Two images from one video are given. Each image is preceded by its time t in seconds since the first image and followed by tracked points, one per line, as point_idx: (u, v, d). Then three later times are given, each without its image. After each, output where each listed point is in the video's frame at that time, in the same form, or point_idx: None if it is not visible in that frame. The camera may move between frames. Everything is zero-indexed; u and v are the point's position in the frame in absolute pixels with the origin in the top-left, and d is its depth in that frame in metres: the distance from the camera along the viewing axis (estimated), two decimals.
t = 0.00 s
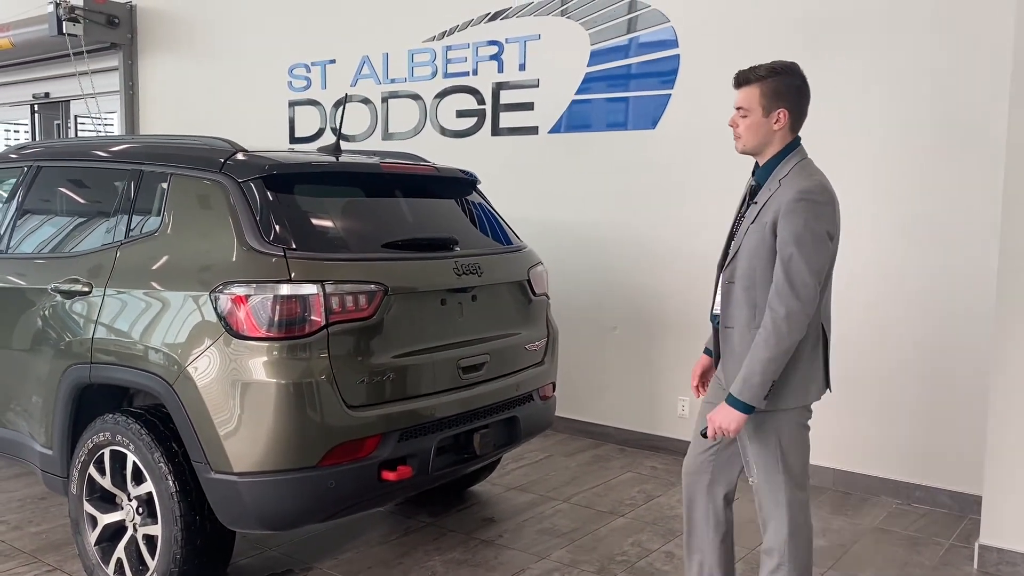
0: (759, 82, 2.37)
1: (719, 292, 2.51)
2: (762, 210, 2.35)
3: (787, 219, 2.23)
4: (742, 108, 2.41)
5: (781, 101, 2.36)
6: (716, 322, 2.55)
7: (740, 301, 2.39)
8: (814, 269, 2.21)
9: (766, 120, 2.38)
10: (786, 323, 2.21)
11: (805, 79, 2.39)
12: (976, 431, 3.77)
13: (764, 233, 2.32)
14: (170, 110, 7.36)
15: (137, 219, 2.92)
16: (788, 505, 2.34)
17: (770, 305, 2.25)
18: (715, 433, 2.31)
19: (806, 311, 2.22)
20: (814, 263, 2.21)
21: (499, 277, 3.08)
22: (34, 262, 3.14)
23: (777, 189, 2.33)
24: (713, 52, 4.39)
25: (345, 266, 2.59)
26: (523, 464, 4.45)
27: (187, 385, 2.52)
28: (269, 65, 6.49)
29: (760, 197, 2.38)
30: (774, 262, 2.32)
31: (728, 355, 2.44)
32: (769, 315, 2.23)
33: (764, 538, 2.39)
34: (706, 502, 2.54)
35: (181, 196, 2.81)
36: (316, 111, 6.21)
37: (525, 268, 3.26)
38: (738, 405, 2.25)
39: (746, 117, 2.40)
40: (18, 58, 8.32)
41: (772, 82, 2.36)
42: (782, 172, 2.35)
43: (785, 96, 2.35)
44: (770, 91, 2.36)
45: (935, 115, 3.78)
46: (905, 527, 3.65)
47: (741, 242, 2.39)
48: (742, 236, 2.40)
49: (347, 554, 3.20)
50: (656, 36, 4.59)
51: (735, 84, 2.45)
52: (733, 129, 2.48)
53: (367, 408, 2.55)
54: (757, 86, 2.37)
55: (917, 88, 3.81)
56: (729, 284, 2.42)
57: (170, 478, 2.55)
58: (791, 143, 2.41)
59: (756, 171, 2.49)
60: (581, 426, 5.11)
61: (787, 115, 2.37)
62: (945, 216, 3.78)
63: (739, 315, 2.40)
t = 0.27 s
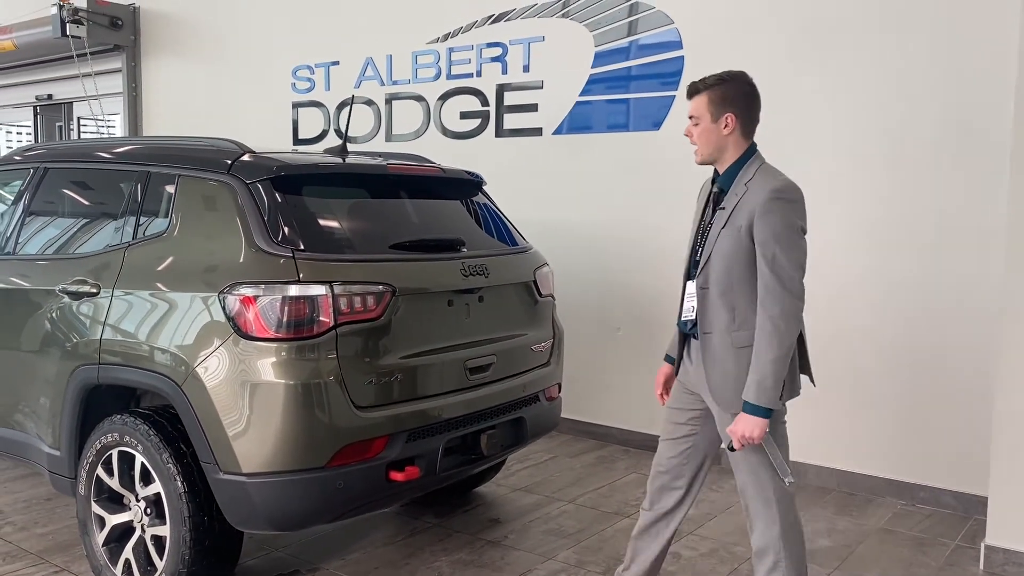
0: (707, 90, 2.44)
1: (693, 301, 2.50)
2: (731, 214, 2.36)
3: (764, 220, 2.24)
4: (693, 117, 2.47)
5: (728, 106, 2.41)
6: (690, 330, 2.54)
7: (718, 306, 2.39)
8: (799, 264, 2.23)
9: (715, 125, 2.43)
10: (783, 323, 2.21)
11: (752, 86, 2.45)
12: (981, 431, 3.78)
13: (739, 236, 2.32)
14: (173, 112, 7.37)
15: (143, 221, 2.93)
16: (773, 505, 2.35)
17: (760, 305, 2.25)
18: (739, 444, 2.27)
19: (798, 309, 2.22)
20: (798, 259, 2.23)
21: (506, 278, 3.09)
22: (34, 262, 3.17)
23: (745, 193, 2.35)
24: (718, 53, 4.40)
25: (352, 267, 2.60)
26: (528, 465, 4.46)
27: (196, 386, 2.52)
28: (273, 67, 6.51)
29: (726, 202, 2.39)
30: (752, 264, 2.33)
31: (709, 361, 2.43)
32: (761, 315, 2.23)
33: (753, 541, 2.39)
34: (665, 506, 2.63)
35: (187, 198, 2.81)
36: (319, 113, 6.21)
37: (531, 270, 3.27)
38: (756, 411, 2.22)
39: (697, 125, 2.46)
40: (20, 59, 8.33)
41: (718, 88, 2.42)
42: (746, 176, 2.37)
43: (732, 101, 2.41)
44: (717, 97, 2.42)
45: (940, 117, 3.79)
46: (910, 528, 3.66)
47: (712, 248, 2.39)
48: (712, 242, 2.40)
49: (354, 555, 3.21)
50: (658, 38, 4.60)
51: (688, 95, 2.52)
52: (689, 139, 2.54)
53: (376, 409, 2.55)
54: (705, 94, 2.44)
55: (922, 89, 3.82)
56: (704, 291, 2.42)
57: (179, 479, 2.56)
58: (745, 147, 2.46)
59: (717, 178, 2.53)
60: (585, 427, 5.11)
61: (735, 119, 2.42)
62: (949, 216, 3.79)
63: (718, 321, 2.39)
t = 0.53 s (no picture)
0: (650, 95, 2.54)
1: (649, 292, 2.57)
2: (689, 204, 2.47)
3: (722, 205, 2.36)
4: (641, 122, 2.57)
5: (671, 105, 2.51)
6: (649, 322, 2.58)
7: (679, 293, 2.47)
8: (757, 246, 2.35)
9: (664, 125, 2.53)
10: (752, 303, 2.31)
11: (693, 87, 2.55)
12: (985, 430, 3.78)
13: (699, 223, 2.43)
14: (176, 113, 7.37)
15: (149, 221, 2.94)
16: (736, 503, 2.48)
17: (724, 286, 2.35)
18: (722, 422, 2.35)
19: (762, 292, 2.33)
20: (757, 241, 2.35)
21: (511, 278, 3.10)
22: (38, 263, 3.19)
23: (700, 184, 2.47)
24: (721, 53, 4.41)
25: (358, 266, 2.61)
26: (531, 465, 4.47)
27: (203, 386, 2.53)
28: (276, 68, 6.52)
29: (683, 194, 2.50)
30: (711, 249, 2.43)
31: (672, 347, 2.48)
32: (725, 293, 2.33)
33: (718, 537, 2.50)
34: (642, 495, 2.70)
35: (193, 198, 2.82)
36: (322, 113, 6.22)
37: (535, 270, 3.28)
38: (739, 391, 2.29)
39: (647, 129, 2.56)
40: (23, 60, 8.33)
41: (660, 92, 2.52)
42: (701, 168, 2.49)
43: (675, 100, 2.51)
44: (661, 100, 2.52)
45: (943, 117, 3.80)
46: (914, 527, 3.67)
47: (670, 238, 2.49)
48: (670, 233, 2.50)
49: (359, 554, 3.22)
50: (661, 39, 4.61)
51: (634, 104, 2.62)
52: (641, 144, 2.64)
53: (382, 409, 2.56)
54: (649, 99, 2.54)
55: (925, 89, 3.83)
56: (664, 280, 2.49)
57: (185, 478, 2.58)
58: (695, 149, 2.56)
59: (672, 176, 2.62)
60: (588, 428, 5.12)
61: (681, 116, 2.52)
62: (952, 216, 3.80)
63: (679, 307, 2.46)
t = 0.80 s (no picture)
0: (609, 103, 2.52)
1: (622, 289, 2.53)
2: (661, 198, 2.46)
3: (695, 196, 2.36)
4: (603, 131, 2.54)
5: (631, 111, 2.49)
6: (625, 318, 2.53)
7: (655, 286, 2.43)
8: (727, 236, 2.36)
9: (626, 131, 2.50)
10: (724, 291, 2.31)
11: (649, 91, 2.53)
12: (986, 429, 3.79)
13: (672, 217, 2.42)
14: (178, 113, 7.38)
15: (151, 221, 2.94)
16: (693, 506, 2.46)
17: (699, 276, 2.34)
18: (666, 400, 2.32)
19: (731, 281, 2.33)
20: (728, 231, 2.36)
21: (513, 277, 3.11)
22: (40, 262, 3.20)
23: (670, 179, 2.46)
24: (722, 53, 4.41)
25: (361, 265, 2.62)
26: (532, 465, 4.47)
27: (207, 384, 2.54)
28: (278, 68, 6.53)
29: (653, 189, 2.49)
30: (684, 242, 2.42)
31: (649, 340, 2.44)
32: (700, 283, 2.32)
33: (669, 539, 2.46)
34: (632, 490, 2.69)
35: (196, 197, 2.83)
36: (324, 114, 6.23)
37: (537, 269, 3.28)
38: (687, 369, 2.28)
39: (609, 137, 2.53)
40: (24, 61, 8.34)
41: (618, 99, 2.50)
42: (670, 165, 2.49)
43: (634, 106, 2.49)
44: (620, 107, 2.50)
45: (944, 116, 3.81)
46: (915, 526, 3.67)
47: (644, 232, 2.46)
48: (643, 227, 2.48)
49: (362, 553, 3.23)
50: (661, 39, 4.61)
51: (592, 113, 2.59)
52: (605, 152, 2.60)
53: (385, 407, 2.57)
54: (608, 108, 2.52)
55: (926, 88, 3.84)
56: (640, 274, 2.45)
57: (189, 476, 2.59)
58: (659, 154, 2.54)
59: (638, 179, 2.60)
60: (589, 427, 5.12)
61: (642, 120, 2.50)
62: (953, 215, 3.80)
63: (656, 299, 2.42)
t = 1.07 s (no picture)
0: (577, 112, 2.50)
1: (615, 290, 2.49)
2: (643, 195, 2.46)
3: (678, 188, 2.38)
4: (574, 139, 2.51)
5: (600, 117, 2.48)
6: (621, 319, 2.50)
7: (649, 282, 2.42)
8: (712, 224, 2.38)
9: (597, 138, 2.49)
10: (717, 276, 2.32)
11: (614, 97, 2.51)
12: (987, 429, 3.79)
13: (658, 211, 2.42)
14: (179, 114, 7.38)
15: (153, 221, 2.94)
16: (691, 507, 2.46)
17: (691, 265, 2.34)
18: (668, 390, 2.30)
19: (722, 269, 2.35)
20: (712, 219, 2.39)
21: (514, 278, 3.11)
22: (42, 262, 3.20)
23: (649, 177, 2.47)
24: (723, 53, 4.41)
25: (363, 265, 2.62)
26: (534, 465, 4.47)
27: (210, 385, 2.55)
28: (279, 69, 6.53)
29: (634, 187, 2.48)
30: (672, 235, 2.43)
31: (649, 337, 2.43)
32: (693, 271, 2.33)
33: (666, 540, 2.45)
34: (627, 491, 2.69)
35: (199, 197, 2.83)
36: (325, 114, 6.23)
37: (538, 269, 3.29)
38: (686, 355, 2.28)
39: (581, 145, 2.51)
40: (25, 62, 8.35)
41: (586, 107, 2.49)
42: (648, 163, 2.49)
43: (602, 112, 2.48)
44: (589, 114, 2.48)
45: (946, 116, 3.81)
46: (917, 526, 3.67)
47: (631, 230, 2.45)
48: (628, 226, 2.47)
49: (363, 553, 3.23)
50: (663, 39, 4.61)
51: (560, 123, 2.57)
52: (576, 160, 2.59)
53: (387, 407, 2.57)
54: (577, 116, 2.50)
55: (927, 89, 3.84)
56: (633, 272, 2.44)
57: (192, 475, 2.59)
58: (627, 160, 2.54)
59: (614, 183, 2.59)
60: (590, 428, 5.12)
61: (612, 126, 2.49)
62: (954, 215, 3.81)
63: (652, 294, 2.41)
